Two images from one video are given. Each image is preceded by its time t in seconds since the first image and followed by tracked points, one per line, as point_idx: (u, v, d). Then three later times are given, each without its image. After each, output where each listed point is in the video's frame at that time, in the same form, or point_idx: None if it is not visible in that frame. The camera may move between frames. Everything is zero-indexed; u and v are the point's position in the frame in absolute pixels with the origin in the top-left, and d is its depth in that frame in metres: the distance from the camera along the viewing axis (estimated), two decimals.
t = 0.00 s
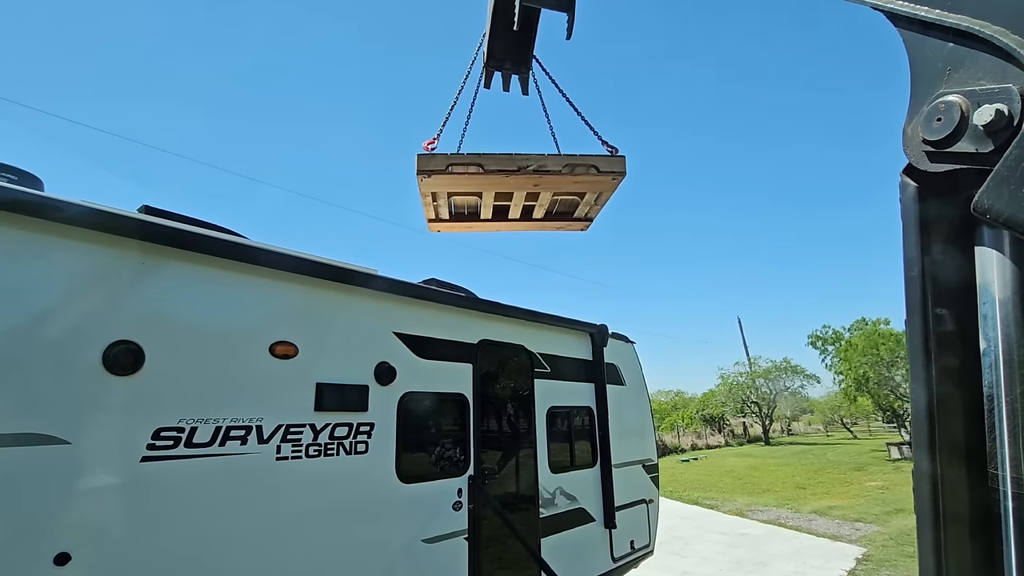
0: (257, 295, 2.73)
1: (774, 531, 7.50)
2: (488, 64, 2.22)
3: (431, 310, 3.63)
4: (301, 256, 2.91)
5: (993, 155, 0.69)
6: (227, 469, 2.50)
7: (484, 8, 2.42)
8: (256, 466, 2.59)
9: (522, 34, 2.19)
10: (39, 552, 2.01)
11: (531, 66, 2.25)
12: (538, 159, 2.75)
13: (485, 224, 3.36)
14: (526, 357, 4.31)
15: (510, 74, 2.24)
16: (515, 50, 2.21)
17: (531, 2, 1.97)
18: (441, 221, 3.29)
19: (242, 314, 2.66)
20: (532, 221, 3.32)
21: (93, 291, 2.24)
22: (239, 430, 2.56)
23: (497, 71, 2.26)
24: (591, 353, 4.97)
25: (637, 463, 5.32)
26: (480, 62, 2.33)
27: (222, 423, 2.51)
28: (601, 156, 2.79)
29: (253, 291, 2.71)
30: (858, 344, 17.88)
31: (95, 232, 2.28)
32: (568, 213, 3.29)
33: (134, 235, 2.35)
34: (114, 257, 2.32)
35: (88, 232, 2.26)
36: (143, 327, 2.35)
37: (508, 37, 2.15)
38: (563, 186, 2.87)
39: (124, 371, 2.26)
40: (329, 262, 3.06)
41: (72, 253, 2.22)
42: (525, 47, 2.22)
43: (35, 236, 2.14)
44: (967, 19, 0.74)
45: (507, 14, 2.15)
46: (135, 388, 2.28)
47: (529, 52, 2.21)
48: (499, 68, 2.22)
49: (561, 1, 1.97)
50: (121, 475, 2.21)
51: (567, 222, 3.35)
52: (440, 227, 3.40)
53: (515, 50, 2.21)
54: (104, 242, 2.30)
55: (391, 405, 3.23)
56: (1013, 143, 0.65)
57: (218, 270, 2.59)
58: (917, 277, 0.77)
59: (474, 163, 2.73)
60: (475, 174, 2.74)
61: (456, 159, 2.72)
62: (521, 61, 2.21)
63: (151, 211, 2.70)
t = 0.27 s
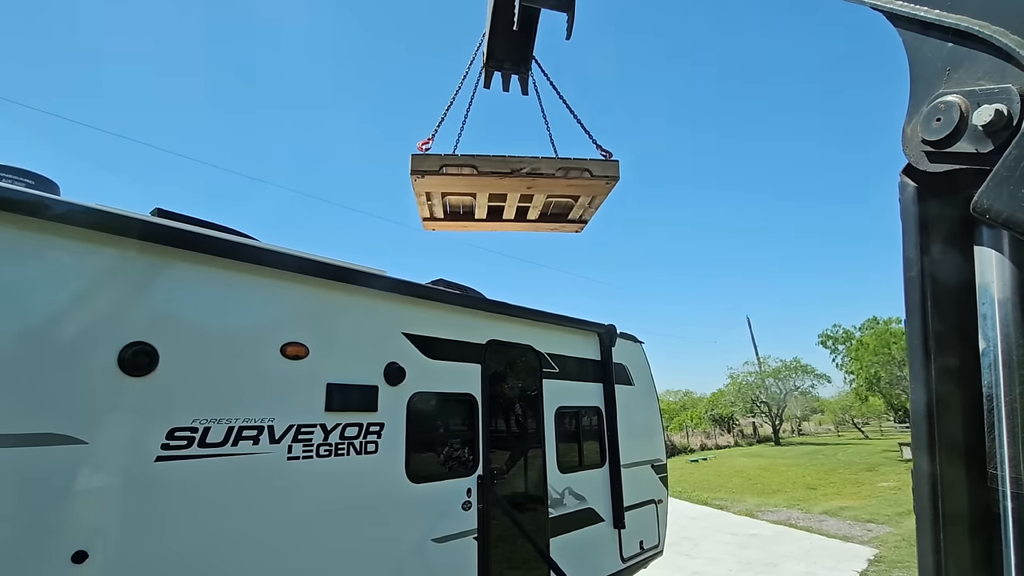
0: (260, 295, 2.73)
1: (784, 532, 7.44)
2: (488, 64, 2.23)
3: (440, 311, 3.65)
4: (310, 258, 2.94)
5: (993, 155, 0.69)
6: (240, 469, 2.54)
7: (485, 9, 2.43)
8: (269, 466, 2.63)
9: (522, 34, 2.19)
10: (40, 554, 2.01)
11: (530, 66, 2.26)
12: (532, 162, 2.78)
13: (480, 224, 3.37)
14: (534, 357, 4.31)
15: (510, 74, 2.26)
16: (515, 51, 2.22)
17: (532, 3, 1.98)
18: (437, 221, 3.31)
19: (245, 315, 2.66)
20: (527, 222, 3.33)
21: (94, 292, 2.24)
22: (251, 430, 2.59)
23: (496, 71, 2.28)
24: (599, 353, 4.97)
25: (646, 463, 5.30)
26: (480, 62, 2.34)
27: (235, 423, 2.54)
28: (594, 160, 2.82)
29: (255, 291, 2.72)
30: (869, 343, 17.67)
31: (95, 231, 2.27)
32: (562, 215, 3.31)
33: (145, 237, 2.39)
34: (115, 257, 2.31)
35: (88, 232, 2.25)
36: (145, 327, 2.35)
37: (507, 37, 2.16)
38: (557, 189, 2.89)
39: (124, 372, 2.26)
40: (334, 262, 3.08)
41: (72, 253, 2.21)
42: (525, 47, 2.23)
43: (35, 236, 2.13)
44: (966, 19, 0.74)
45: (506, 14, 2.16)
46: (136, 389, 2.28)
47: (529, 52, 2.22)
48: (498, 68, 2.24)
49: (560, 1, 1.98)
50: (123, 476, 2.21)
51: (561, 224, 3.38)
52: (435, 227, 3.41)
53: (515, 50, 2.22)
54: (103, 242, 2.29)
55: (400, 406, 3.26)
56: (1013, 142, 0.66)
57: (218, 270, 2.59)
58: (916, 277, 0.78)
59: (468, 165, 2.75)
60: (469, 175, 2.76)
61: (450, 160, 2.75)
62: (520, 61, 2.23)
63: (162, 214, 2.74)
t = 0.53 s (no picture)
0: (263, 295, 2.75)
1: (795, 533, 7.38)
2: (488, 64, 2.24)
3: (449, 312, 3.67)
4: (319, 260, 2.97)
5: (993, 154, 0.70)
6: (253, 468, 2.58)
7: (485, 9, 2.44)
8: (283, 466, 2.67)
9: (521, 32, 2.20)
10: (43, 553, 2.02)
11: (529, 66, 2.27)
12: (528, 162, 2.79)
13: (476, 224, 3.39)
14: (543, 357, 4.32)
15: (510, 74, 2.26)
16: (514, 50, 2.23)
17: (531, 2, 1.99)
18: (432, 219, 3.32)
19: (248, 314, 2.68)
20: (523, 222, 3.37)
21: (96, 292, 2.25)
22: (263, 430, 2.63)
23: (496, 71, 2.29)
24: (608, 353, 4.96)
25: (655, 463, 5.28)
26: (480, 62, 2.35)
27: (247, 423, 2.58)
28: (591, 161, 2.83)
29: (258, 291, 2.73)
30: (880, 342, 17.47)
31: (95, 231, 2.28)
32: (558, 216, 3.34)
33: (155, 238, 2.42)
34: (115, 257, 2.32)
35: (88, 231, 2.26)
36: (145, 327, 2.36)
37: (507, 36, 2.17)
38: (553, 189, 2.91)
39: (125, 371, 2.27)
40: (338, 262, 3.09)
41: (73, 253, 2.22)
42: (525, 47, 2.24)
43: (36, 237, 2.14)
44: (965, 19, 0.74)
45: (506, 14, 2.17)
46: (136, 388, 2.29)
47: (529, 52, 2.23)
48: (498, 68, 2.25)
49: (560, 1, 1.99)
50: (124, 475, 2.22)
51: (556, 225, 3.40)
52: (431, 225, 3.42)
53: (515, 50, 2.23)
54: (103, 242, 2.30)
55: (411, 406, 3.29)
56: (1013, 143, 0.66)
57: (219, 270, 2.60)
58: (915, 277, 0.80)
59: (464, 163, 2.75)
60: (465, 173, 2.76)
61: (447, 157, 2.74)
62: (519, 61, 2.23)
63: (174, 217, 2.79)
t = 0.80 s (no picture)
0: (267, 295, 2.76)
1: (806, 533, 7.32)
2: (488, 64, 2.25)
3: (458, 312, 3.69)
4: (328, 262, 3.00)
5: (993, 155, 0.70)
6: (266, 468, 2.62)
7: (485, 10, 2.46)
8: (296, 465, 2.72)
9: (521, 32, 2.21)
10: (44, 552, 2.03)
11: (530, 66, 2.29)
12: (529, 158, 2.81)
13: (473, 223, 3.43)
14: (552, 358, 4.33)
15: (510, 73, 2.27)
16: (514, 50, 2.24)
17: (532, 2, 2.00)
18: (429, 217, 3.34)
19: (251, 314, 2.68)
20: (521, 222, 3.41)
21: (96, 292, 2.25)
22: (276, 430, 2.67)
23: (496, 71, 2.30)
24: (616, 353, 4.96)
25: (665, 463, 5.27)
26: (480, 62, 2.36)
27: (260, 423, 2.62)
28: (592, 159, 2.87)
29: (263, 291, 2.74)
30: (892, 341, 17.26)
31: (95, 230, 2.28)
32: (556, 216, 3.40)
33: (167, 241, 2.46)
34: (116, 257, 2.33)
35: (87, 231, 2.27)
36: (146, 327, 2.37)
37: (508, 36, 2.18)
38: (553, 187, 2.93)
39: (125, 371, 2.28)
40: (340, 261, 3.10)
41: (73, 253, 2.23)
42: (525, 46, 2.25)
43: (37, 237, 2.16)
44: (965, 20, 0.74)
45: (507, 15, 2.19)
46: (138, 388, 2.30)
47: (529, 52, 2.25)
48: (498, 68, 2.26)
49: (560, 1, 2.00)
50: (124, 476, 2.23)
51: (554, 225, 3.46)
52: (427, 223, 3.45)
53: (515, 51, 2.25)
54: (103, 242, 2.31)
55: (421, 406, 3.32)
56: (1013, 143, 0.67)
57: (220, 270, 2.60)
58: (915, 278, 0.82)
59: (464, 158, 2.75)
60: (465, 168, 2.76)
61: (447, 152, 2.74)
62: (520, 61, 2.25)
63: (188, 220, 2.84)
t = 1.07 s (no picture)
0: (271, 295, 2.77)
1: (818, 534, 7.26)
2: (488, 64, 2.27)
3: (467, 313, 3.71)
4: (333, 263, 3.03)
5: (993, 155, 0.70)
6: (280, 467, 2.66)
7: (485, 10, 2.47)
8: (308, 465, 2.75)
9: (521, 32, 2.22)
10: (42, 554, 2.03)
11: (529, 67, 2.30)
12: (533, 153, 2.79)
13: (473, 223, 3.46)
14: (561, 358, 4.33)
15: (510, 73, 2.29)
16: (514, 50, 2.25)
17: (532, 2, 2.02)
18: (430, 216, 3.37)
19: (255, 315, 2.70)
20: (522, 221, 3.44)
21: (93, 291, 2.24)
22: (288, 430, 2.71)
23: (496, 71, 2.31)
24: (626, 353, 4.95)
25: (675, 463, 5.25)
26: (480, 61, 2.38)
27: (273, 424, 2.67)
28: (596, 154, 2.86)
29: (267, 291, 2.76)
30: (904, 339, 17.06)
31: (95, 230, 2.28)
32: (558, 216, 3.44)
33: (179, 243, 2.50)
34: (114, 256, 2.32)
35: (87, 230, 2.26)
36: (148, 328, 2.37)
37: (507, 36, 2.20)
38: (557, 183, 2.94)
39: (139, 371, 2.31)
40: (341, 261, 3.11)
41: (70, 253, 2.22)
42: (525, 46, 2.26)
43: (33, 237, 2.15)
44: (964, 20, 0.74)
45: (506, 14, 2.20)
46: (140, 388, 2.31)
47: (528, 51, 2.26)
48: (498, 68, 2.27)
49: (559, 1, 2.02)
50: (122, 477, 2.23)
51: (556, 225, 3.51)
52: (427, 223, 3.48)
53: (515, 50, 2.26)
54: (100, 241, 2.30)
55: (430, 407, 3.35)
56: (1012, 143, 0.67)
57: (220, 269, 2.61)
58: (915, 278, 0.83)
59: (467, 153, 2.76)
60: (468, 163, 2.77)
61: (450, 148, 2.76)
62: (519, 61, 2.26)
63: (201, 223, 2.89)
